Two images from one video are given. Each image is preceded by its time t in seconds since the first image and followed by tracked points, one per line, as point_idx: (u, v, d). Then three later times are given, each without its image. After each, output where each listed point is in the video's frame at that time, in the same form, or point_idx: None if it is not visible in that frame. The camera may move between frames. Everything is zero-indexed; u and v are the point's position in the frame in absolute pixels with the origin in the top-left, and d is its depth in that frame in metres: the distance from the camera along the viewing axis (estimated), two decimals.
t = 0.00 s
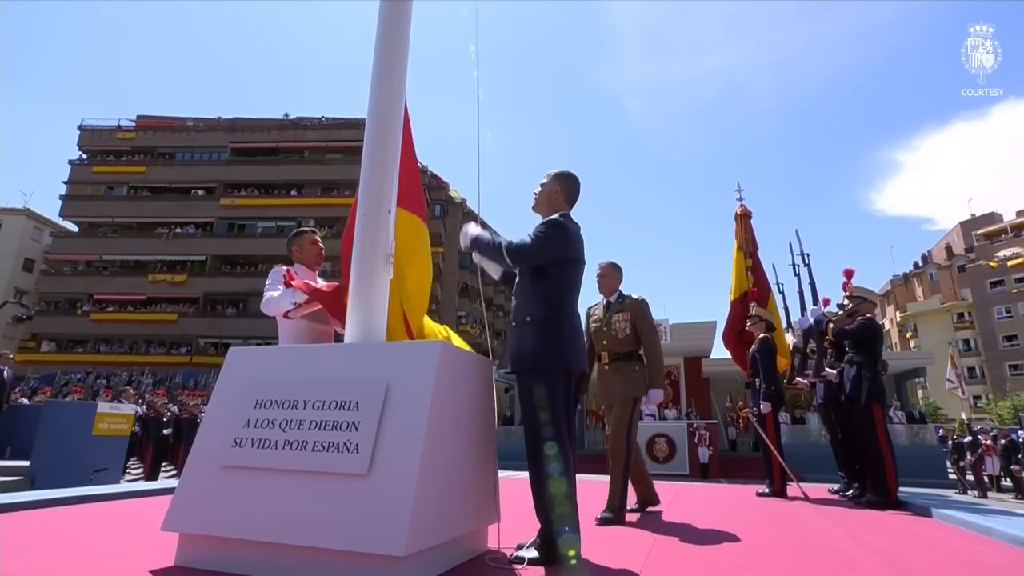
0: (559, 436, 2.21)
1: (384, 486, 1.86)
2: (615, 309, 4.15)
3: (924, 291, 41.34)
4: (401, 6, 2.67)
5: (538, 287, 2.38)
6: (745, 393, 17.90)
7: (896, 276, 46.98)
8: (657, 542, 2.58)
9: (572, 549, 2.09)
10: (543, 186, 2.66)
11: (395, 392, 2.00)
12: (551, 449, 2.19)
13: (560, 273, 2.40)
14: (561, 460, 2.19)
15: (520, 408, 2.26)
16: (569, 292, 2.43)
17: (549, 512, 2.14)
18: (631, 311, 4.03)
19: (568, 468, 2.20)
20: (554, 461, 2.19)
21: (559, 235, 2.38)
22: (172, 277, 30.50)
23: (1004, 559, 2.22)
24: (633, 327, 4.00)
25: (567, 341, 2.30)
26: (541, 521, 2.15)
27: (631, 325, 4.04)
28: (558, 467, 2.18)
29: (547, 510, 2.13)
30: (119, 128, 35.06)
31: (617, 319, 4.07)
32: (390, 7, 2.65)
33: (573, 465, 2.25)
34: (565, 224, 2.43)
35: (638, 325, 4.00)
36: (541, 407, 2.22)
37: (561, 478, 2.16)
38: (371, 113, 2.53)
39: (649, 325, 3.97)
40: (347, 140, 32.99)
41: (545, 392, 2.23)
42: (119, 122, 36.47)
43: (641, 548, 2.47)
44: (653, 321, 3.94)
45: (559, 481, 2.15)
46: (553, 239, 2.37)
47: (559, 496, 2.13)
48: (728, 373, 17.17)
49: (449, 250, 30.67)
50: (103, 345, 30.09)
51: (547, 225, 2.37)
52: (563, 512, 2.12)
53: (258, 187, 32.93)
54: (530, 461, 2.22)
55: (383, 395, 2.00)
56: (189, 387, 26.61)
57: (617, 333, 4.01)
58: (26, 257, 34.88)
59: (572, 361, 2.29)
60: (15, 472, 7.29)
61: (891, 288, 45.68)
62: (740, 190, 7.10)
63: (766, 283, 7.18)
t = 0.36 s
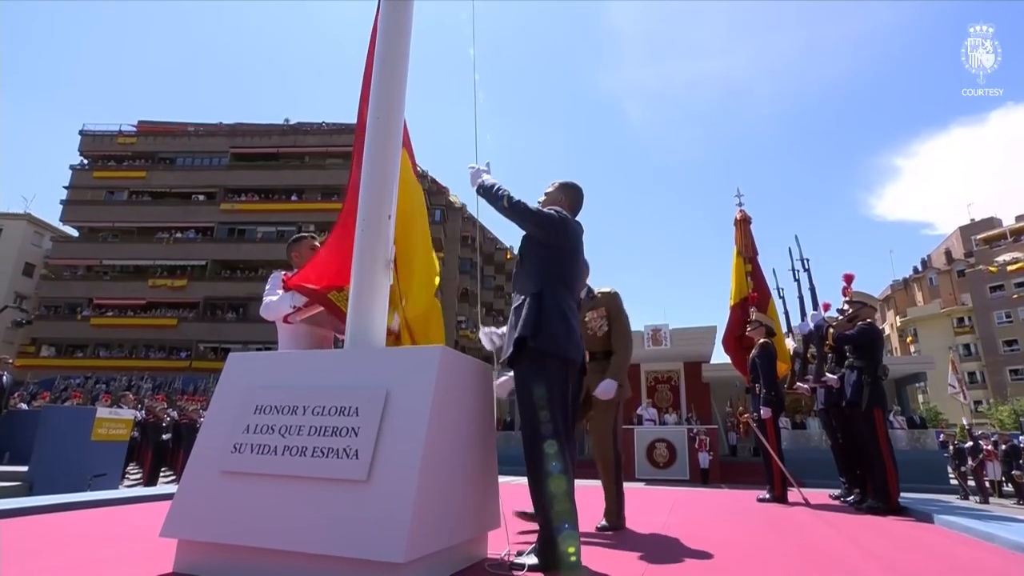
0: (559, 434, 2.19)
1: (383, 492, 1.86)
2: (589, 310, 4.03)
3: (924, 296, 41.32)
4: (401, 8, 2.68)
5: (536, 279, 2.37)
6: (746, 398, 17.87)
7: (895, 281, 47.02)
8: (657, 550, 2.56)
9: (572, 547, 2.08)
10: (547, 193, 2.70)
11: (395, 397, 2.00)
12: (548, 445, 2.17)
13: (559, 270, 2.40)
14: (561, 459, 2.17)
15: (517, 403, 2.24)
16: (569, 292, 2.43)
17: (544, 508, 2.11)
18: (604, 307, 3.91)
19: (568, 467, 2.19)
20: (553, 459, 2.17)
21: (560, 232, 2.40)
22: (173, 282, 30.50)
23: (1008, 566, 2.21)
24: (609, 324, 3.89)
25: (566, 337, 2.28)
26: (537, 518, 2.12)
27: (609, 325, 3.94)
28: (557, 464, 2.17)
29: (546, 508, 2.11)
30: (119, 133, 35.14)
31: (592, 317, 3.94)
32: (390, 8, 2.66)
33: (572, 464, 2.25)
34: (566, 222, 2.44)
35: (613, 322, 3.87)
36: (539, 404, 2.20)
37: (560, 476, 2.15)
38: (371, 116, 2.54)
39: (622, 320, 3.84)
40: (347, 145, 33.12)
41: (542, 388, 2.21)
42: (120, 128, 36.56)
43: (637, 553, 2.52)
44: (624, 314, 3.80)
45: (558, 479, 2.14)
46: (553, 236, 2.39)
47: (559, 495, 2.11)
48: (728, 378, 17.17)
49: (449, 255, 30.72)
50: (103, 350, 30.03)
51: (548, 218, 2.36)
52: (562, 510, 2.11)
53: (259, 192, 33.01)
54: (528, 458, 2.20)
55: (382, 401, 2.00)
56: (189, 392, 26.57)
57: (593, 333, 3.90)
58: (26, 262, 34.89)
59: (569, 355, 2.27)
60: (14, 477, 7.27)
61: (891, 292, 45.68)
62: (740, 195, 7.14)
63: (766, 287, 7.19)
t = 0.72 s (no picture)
0: (559, 431, 2.19)
1: (382, 507, 1.85)
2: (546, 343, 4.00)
3: (924, 307, 41.28)
4: (404, 25, 2.73)
5: (538, 285, 2.38)
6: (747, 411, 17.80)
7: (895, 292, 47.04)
8: (659, 564, 2.53)
9: (572, 539, 2.09)
10: (549, 210, 2.71)
11: (394, 412, 1.99)
12: (549, 441, 2.15)
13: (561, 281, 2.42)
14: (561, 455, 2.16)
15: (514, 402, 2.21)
16: (570, 305, 2.44)
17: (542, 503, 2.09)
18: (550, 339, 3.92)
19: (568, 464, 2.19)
20: (555, 456, 2.14)
21: (562, 244, 2.44)
22: (173, 293, 30.51)
23: None
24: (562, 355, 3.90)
25: (568, 346, 2.28)
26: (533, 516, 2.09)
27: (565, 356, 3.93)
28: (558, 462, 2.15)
29: (547, 504, 2.09)
30: (122, 145, 35.40)
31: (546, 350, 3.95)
32: (390, 24, 2.71)
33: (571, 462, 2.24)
34: (569, 235, 2.47)
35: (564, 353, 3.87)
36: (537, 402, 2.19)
37: (560, 473, 2.14)
38: (373, 129, 2.56)
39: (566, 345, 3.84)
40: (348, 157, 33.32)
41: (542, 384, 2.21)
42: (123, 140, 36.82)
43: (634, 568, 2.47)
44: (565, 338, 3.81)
45: (559, 476, 2.13)
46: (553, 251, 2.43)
47: (560, 492, 2.11)
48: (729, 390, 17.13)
49: (449, 266, 30.77)
50: (101, 362, 29.90)
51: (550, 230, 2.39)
52: (563, 507, 2.10)
53: (260, 205, 33.14)
54: (527, 456, 2.16)
55: (382, 414, 1.99)
56: (187, 404, 26.49)
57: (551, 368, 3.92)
58: (27, 274, 34.93)
59: (567, 357, 2.25)
60: (9, 491, 7.20)
61: (891, 304, 45.68)
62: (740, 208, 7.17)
63: (766, 300, 7.20)
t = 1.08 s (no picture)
0: (558, 427, 2.20)
1: (380, 529, 1.83)
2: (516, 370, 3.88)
3: (924, 324, 41.23)
4: (404, 50, 2.77)
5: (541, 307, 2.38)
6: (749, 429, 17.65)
7: (895, 309, 47.05)
8: None
9: (570, 529, 2.14)
10: (549, 227, 2.73)
11: (394, 433, 1.99)
12: (548, 436, 2.16)
13: (559, 303, 2.42)
14: (560, 449, 2.18)
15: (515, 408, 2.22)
16: (572, 322, 2.46)
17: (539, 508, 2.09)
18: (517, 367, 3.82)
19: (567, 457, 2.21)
20: (554, 449, 2.16)
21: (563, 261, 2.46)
22: (173, 310, 30.50)
23: None
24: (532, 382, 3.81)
25: (566, 368, 2.28)
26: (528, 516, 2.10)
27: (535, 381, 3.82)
28: (558, 455, 2.17)
29: (546, 497, 2.10)
30: (125, 164, 35.68)
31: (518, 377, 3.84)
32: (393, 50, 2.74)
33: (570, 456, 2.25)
34: (570, 255, 2.50)
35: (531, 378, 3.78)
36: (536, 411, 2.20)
37: (560, 466, 2.15)
38: (374, 152, 2.59)
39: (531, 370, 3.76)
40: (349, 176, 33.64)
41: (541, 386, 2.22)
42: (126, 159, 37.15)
43: None
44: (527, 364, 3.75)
45: (558, 470, 2.14)
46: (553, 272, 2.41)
47: (559, 485, 2.12)
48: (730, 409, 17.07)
49: (449, 284, 30.83)
50: (99, 379, 29.70)
51: (549, 252, 2.41)
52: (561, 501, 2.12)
53: (261, 222, 33.34)
54: (526, 450, 2.16)
55: (381, 436, 1.98)
56: (184, 423, 26.29)
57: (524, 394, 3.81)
58: (27, 291, 34.93)
59: (567, 365, 2.29)
60: (3, 511, 7.11)
61: (891, 321, 45.67)
62: (739, 226, 7.23)
63: (766, 317, 7.20)
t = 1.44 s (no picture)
0: (557, 419, 2.24)
1: (377, 555, 1.81)
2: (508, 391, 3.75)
3: (925, 344, 41.13)
4: (407, 72, 2.76)
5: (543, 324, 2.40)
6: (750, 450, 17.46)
7: (895, 329, 46.99)
8: None
9: (570, 516, 2.20)
10: (549, 246, 2.76)
11: (393, 457, 1.97)
12: (545, 426, 2.21)
13: (563, 327, 2.43)
14: (560, 442, 2.22)
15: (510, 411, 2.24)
16: (574, 338, 2.48)
17: (538, 510, 2.13)
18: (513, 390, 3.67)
19: (567, 449, 2.24)
20: (552, 444, 2.20)
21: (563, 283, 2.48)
22: (172, 330, 30.44)
23: None
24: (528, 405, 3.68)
25: (564, 374, 2.34)
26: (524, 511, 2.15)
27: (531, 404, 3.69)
28: (557, 448, 2.21)
29: (545, 490, 2.14)
30: (129, 184, 35.97)
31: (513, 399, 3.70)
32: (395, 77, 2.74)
33: (571, 450, 2.28)
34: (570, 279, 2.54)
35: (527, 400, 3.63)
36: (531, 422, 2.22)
37: (559, 459, 2.19)
38: (376, 178, 2.60)
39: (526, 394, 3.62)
40: (350, 197, 33.94)
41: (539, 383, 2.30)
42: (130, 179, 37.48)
43: None
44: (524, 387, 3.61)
45: (558, 462, 2.18)
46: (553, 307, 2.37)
47: (558, 476, 2.17)
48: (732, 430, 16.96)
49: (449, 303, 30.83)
50: (96, 400, 29.47)
51: (549, 278, 2.43)
52: (560, 493, 2.16)
53: (262, 242, 33.51)
54: (525, 441, 2.23)
55: (379, 461, 1.97)
56: (181, 445, 26.04)
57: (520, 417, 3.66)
58: (27, 311, 34.90)
59: (564, 374, 2.34)
60: None
61: (892, 340, 45.56)
62: (740, 247, 7.26)
63: (767, 338, 7.18)
